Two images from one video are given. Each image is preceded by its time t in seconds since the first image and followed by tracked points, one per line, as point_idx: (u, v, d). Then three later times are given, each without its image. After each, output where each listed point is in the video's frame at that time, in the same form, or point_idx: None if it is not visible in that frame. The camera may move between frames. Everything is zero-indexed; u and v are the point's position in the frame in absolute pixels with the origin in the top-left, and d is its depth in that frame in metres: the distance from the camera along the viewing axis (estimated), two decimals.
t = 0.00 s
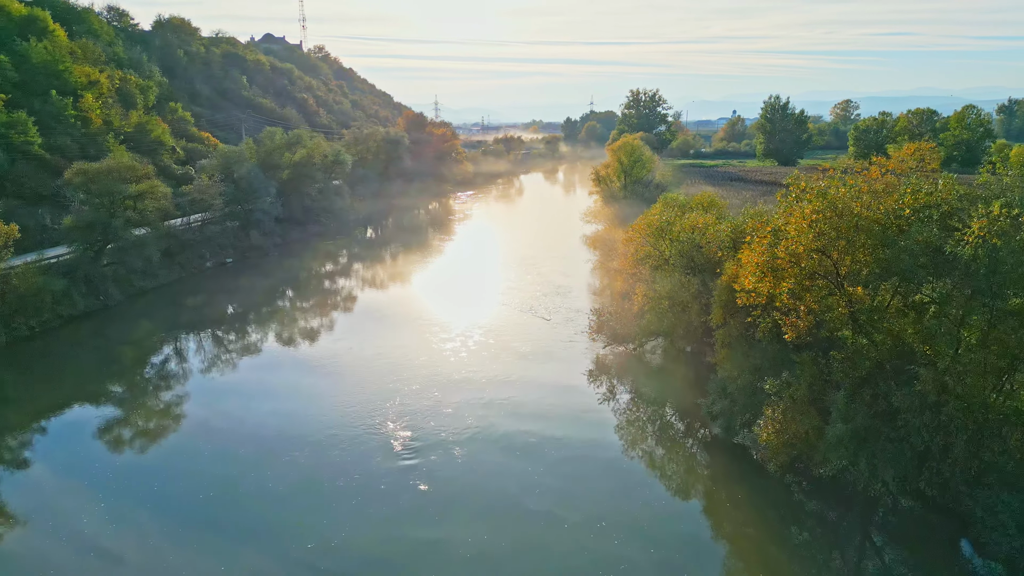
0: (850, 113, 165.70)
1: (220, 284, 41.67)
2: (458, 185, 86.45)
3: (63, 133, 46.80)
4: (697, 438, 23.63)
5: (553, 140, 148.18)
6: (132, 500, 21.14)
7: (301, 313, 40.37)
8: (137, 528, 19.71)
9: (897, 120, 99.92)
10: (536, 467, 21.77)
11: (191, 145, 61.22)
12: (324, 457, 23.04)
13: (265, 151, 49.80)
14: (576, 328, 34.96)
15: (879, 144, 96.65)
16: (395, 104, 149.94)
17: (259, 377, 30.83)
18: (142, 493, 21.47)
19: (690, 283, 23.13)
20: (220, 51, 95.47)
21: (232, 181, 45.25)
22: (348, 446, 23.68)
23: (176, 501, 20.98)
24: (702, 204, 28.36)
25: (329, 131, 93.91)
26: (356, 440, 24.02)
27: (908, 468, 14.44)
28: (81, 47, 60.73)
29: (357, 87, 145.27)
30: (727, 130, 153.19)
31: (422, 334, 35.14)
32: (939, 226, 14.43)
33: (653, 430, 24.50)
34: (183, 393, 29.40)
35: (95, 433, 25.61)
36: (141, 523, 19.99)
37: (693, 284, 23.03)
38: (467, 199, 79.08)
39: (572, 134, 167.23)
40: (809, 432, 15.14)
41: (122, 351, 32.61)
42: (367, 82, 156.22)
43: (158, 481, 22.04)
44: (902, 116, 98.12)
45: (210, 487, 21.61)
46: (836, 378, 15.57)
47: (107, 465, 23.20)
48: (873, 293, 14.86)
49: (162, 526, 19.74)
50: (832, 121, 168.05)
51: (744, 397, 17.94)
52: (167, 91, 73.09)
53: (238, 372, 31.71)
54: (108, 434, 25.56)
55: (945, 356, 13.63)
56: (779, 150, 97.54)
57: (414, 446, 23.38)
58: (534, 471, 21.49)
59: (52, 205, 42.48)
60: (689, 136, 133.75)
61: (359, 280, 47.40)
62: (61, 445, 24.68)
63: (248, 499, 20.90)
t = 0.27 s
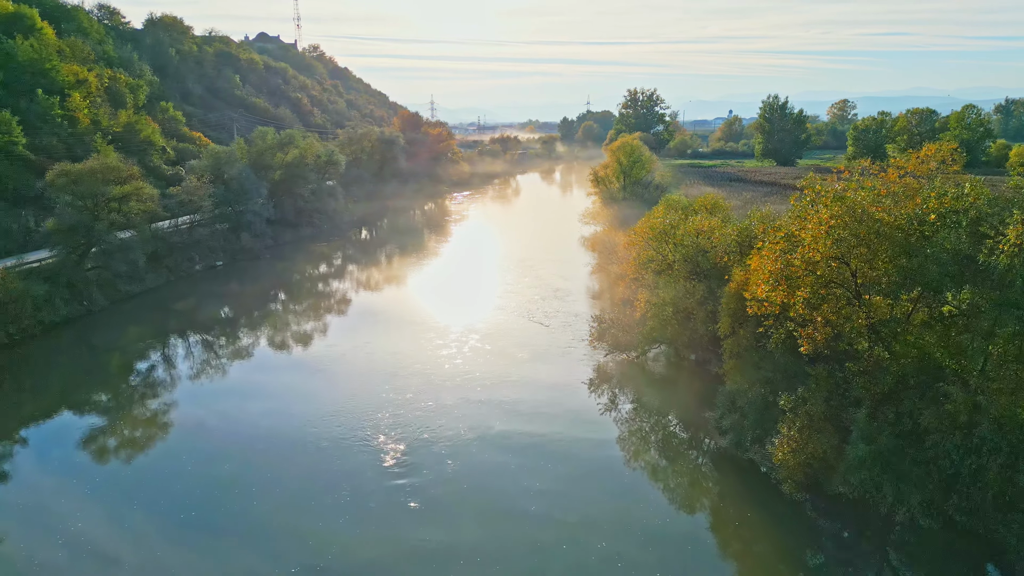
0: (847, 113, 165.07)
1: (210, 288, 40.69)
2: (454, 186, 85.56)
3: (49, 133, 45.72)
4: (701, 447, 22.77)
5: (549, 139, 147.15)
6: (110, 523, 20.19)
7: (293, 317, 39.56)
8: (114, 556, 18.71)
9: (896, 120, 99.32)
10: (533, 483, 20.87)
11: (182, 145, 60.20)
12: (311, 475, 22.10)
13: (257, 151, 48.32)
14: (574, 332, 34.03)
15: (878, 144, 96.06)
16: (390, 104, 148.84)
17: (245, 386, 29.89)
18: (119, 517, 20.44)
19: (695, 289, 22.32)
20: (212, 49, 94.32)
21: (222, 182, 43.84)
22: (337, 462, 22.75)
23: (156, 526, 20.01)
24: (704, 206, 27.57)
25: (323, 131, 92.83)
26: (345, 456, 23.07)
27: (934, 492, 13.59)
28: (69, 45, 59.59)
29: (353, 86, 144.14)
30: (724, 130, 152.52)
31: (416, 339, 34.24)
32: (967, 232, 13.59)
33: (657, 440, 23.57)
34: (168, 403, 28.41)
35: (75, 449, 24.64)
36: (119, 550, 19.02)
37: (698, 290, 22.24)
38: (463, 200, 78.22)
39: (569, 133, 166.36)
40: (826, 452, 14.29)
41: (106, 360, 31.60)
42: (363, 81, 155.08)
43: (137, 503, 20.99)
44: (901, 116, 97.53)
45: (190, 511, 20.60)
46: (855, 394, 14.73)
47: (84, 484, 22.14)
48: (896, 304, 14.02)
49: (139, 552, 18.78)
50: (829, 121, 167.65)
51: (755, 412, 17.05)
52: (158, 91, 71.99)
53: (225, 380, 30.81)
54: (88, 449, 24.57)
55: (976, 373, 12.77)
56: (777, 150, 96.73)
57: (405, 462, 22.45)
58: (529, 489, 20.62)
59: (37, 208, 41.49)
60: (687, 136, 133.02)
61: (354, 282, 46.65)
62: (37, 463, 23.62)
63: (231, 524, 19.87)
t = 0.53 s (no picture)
0: (847, 113, 164.52)
1: (203, 292, 39.80)
2: (453, 186, 84.72)
3: (39, 133, 44.81)
4: (707, 459, 21.89)
5: (549, 139, 146.37)
6: (100, 531, 19.58)
7: (289, 321, 38.84)
8: (102, 566, 18.08)
9: (897, 120, 98.70)
10: (533, 497, 20.01)
11: (177, 145, 59.25)
12: (302, 488, 21.22)
13: (252, 151, 47.29)
14: (575, 337, 33.15)
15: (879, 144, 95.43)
16: (388, 104, 147.99)
17: (237, 393, 29.01)
18: (109, 525, 19.79)
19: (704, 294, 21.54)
20: (209, 48, 93.45)
21: (216, 183, 42.60)
22: (330, 474, 21.87)
23: (139, 543, 19.09)
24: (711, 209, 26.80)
25: (320, 131, 92.01)
26: (339, 468, 22.16)
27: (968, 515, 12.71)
28: (61, 43, 58.61)
29: (350, 86, 143.22)
30: (723, 129, 151.81)
31: (413, 344, 33.36)
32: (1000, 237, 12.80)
33: (662, 451, 22.69)
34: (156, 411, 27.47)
35: (58, 460, 23.69)
36: (108, 557, 18.44)
37: (706, 297, 21.46)
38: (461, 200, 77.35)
39: (568, 133, 165.49)
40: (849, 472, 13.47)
41: (93, 366, 30.68)
42: (361, 81, 154.26)
43: (121, 518, 20.08)
44: (902, 116, 96.89)
45: (176, 527, 19.68)
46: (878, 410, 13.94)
47: (65, 498, 21.17)
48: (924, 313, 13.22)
49: (119, 573, 17.80)
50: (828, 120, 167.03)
51: (771, 427, 16.20)
52: (153, 90, 71.12)
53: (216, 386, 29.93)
54: (71, 460, 23.66)
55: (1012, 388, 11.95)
56: (778, 150, 95.99)
57: (401, 474, 21.58)
58: (529, 503, 19.77)
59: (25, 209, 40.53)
60: (686, 136, 132.25)
61: (352, 284, 45.94)
62: (17, 476, 22.65)
63: (218, 541, 18.96)
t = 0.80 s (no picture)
0: (848, 113, 163.95)
1: (197, 296, 38.98)
2: (453, 187, 83.92)
3: (32, 133, 43.98)
4: (715, 470, 21.04)
5: (549, 139, 145.52)
6: (99, 530, 19.67)
7: (287, 324, 38.15)
8: (102, 569, 18.08)
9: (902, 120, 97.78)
10: (536, 513, 19.20)
11: (173, 145, 58.45)
12: (296, 504, 20.40)
13: (249, 151, 46.40)
14: (578, 341, 32.34)
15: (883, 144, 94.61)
16: (388, 103, 147.13)
17: (230, 400, 28.21)
18: (109, 524, 19.89)
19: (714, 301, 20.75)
20: (206, 48, 92.60)
21: (212, 184, 41.68)
22: (325, 488, 21.04)
23: (126, 564, 18.27)
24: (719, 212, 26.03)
25: (319, 131, 91.17)
26: (334, 481, 21.36)
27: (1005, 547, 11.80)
28: (56, 42, 57.76)
29: (350, 85, 142.46)
30: (726, 129, 150.99)
31: (412, 349, 32.54)
32: None
33: (670, 464, 21.79)
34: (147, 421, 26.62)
35: (43, 474, 22.84)
36: (108, 561, 18.40)
37: (717, 304, 20.68)
38: (462, 201, 76.55)
39: (569, 133, 164.58)
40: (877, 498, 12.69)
41: (84, 374, 29.86)
42: (360, 81, 153.41)
43: (114, 527, 19.69)
44: (907, 116, 96.05)
45: (164, 546, 18.85)
46: (907, 430, 13.17)
47: (48, 515, 20.29)
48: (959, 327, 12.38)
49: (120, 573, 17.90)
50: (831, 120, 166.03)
51: (788, 445, 15.34)
52: (150, 89, 70.28)
53: (210, 394, 29.10)
54: (57, 474, 22.82)
55: None
56: (781, 150, 95.23)
57: (398, 488, 20.76)
58: (532, 520, 18.96)
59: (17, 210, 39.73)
60: (688, 136, 131.34)
61: (351, 286, 45.26)
62: None
63: (207, 562, 18.12)
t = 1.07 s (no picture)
0: (850, 113, 163.04)
1: (192, 300, 38.02)
2: (453, 188, 83.06)
3: (24, 133, 43.04)
4: (725, 483, 20.09)
5: (550, 139, 144.46)
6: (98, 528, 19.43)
7: (285, 327, 37.40)
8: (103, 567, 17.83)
9: (907, 120, 96.85)
10: (541, 530, 18.28)
11: (170, 146, 57.59)
12: (289, 519, 19.43)
13: (245, 153, 45.52)
14: (582, 347, 31.38)
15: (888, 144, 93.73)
16: (388, 103, 146.13)
17: (223, 408, 27.26)
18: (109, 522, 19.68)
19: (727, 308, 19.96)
20: (204, 47, 91.63)
21: (207, 185, 40.77)
22: (319, 503, 20.06)
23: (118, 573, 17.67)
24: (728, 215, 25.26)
25: (318, 131, 90.21)
26: (328, 495, 20.35)
27: None
28: (51, 41, 56.89)
29: (350, 85, 141.53)
30: (728, 129, 150.02)
31: (410, 355, 31.57)
32: None
33: (679, 476, 20.78)
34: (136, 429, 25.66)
35: (26, 487, 21.84)
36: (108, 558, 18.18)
37: (730, 313, 19.85)
38: (463, 202, 75.72)
39: (570, 133, 163.62)
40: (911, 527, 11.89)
41: (72, 381, 28.88)
42: (360, 80, 152.36)
43: (113, 527, 19.43)
44: (912, 116, 95.17)
45: (157, 554, 18.25)
46: (941, 453, 12.36)
47: (29, 533, 19.29)
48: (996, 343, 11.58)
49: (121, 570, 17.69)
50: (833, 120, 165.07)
51: (810, 465, 14.49)
52: (146, 88, 69.33)
53: (202, 401, 28.13)
54: (40, 487, 21.82)
55: None
56: (785, 150, 94.28)
57: (396, 503, 19.78)
58: (537, 538, 18.00)
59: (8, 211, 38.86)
60: (690, 136, 130.41)
61: (349, 288, 44.49)
62: None
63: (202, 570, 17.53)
